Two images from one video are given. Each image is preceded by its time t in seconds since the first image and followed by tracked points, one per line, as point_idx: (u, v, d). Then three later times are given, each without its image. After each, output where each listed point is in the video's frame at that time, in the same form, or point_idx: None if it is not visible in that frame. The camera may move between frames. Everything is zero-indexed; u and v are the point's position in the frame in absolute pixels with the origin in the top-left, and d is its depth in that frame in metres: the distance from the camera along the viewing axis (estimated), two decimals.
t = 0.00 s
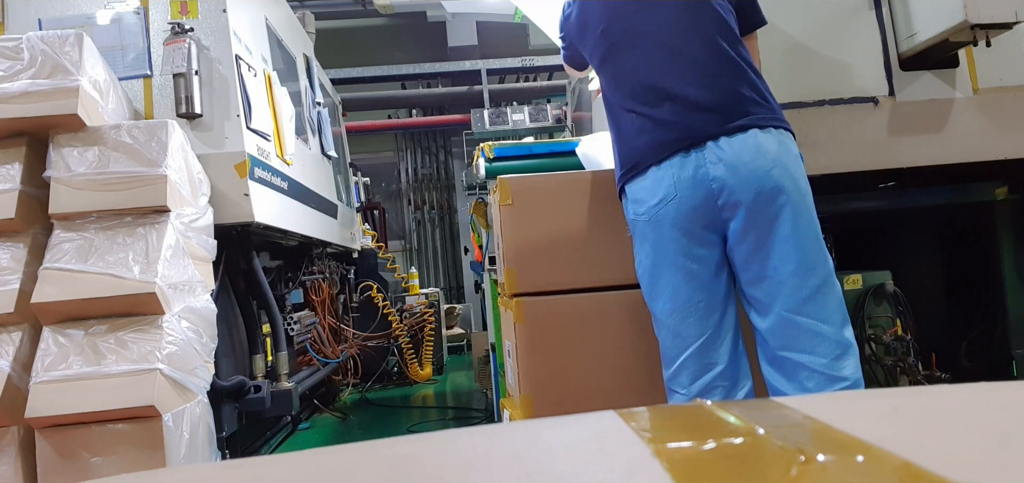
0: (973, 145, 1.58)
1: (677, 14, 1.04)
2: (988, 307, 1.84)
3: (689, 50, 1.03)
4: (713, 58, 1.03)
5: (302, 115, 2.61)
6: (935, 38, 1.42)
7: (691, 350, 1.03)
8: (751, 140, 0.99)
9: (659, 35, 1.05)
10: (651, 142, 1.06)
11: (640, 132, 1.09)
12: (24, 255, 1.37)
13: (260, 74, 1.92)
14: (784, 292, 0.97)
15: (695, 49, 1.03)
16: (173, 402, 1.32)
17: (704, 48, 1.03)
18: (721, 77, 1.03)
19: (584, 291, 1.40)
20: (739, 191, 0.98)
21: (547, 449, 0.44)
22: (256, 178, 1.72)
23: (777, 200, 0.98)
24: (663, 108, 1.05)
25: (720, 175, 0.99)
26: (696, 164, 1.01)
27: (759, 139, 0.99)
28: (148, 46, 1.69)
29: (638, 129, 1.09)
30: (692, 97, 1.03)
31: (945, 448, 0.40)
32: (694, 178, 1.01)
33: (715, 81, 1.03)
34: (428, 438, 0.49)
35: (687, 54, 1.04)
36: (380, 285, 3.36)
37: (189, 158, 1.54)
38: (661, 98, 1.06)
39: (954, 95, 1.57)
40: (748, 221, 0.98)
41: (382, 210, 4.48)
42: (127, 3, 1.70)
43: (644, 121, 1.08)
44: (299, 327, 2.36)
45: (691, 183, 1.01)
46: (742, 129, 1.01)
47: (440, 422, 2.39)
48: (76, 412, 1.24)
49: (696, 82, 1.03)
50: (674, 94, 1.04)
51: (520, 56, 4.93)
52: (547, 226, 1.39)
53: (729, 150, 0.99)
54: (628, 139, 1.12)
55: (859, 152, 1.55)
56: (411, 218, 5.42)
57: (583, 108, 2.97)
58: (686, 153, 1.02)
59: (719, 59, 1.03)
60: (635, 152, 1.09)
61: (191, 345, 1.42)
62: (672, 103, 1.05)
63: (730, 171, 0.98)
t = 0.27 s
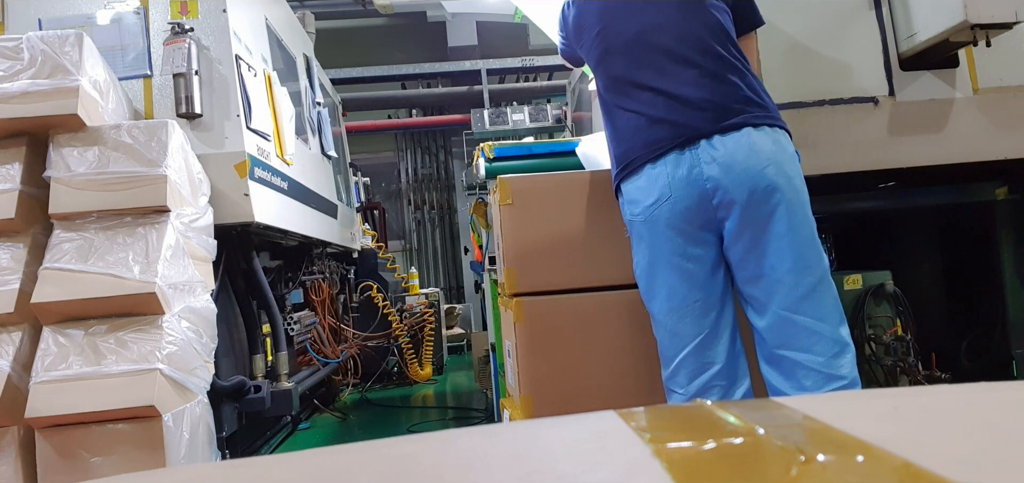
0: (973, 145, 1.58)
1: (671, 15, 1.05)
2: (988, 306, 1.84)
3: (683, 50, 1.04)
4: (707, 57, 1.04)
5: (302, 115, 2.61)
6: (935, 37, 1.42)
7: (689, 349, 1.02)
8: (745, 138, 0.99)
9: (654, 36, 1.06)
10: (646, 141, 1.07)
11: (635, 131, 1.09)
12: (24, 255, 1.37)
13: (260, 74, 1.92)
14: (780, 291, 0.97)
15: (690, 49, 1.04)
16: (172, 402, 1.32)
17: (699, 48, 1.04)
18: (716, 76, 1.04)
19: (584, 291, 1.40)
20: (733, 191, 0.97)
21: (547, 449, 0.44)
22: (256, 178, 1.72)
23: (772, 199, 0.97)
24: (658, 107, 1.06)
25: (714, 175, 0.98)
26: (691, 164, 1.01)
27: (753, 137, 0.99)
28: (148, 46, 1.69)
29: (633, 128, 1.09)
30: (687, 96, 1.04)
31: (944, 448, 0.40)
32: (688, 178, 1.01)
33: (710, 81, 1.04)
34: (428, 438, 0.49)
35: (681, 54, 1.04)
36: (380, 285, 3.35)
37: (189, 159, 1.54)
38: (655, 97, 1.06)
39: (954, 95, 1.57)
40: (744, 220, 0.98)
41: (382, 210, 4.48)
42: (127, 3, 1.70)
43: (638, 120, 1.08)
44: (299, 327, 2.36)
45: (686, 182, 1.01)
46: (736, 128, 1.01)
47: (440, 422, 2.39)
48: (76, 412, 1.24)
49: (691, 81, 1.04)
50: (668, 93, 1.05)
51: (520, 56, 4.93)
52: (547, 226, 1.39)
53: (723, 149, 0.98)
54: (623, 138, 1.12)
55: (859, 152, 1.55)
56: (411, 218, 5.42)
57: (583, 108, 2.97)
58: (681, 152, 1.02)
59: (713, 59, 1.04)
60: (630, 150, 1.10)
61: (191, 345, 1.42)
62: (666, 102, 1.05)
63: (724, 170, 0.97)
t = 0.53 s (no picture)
0: (973, 145, 1.58)
1: (675, 15, 1.02)
2: (988, 306, 1.84)
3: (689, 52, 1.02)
4: (713, 60, 1.02)
5: (302, 115, 2.61)
6: (935, 38, 1.42)
7: (687, 350, 1.02)
8: (747, 141, 0.99)
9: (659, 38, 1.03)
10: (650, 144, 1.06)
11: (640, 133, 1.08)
12: (24, 255, 1.37)
13: (260, 74, 1.92)
14: (778, 293, 0.97)
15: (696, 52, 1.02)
16: (173, 402, 1.32)
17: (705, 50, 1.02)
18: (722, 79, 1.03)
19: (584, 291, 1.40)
20: (734, 192, 0.98)
21: (547, 449, 0.43)
22: (256, 178, 1.72)
23: (772, 201, 0.98)
24: (664, 109, 1.05)
25: (715, 176, 0.99)
26: (692, 165, 1.01)
27: (754, 140, 0.99)
28: (148, 46, 1.69)
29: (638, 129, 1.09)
30: (693, 100, 1.03)
31: (944, 448, 0.40)
32: (689, 179, 1.01)
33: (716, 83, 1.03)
34: (428, 438, 0.49)
35: (687, 57, 1.03)
36: (380, 286, 3.35)
37: (189, 159, 1.54)
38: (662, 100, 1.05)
39: (954, 95, 1.57)
40: (744, 222, 0.98)
41: (382, 210, 4.48)
42: (127, 3, 1.70)
43: (644, 122, 1.08)
44: (299, 327, 2.36)
45: (687, 183, 1.01)
46: (740, 131, 1.01)
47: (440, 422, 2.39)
48: (76, 412, 1.24)
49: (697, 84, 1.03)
50: (674, 96, 1.04)
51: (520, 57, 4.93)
52: (547, 226, 1.38)
53: (725, 151, 0.99)
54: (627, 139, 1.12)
55: (859, 152, 1.55)
56: (411, 218, 5.42)
57: (583, 108, 2.97)
58: (683, 153, 1.02)
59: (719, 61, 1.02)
60: (634, 152, 1.09)
61: (191, 345, 1.42)
62: (672, 105, 1.04)
63: (725, 171, 0.98)
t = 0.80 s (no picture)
0: (972, 145, 1.58)
1: (691, 13, 1.04)
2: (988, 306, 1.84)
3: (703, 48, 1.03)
4: (725, 61, 1.03)
5: (302, 115, 2.61)
6: (935, 38, 1.42)
7: (691, 351, 1.02)
8: (757, 145, 1.00)
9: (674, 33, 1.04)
10: (659, 141, 1.05)
11: (649, 130, 1.07)
12: (24, 255, 1.37)
13: (260, 74, 1.92)
14: (784, 296, 0.98)
15: (709, 49, 1.03)
16: (173, 402, 1.32)
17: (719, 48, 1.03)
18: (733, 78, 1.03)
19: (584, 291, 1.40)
20: (745, 194, 0.98)
21: (547, 449, 0.43)
22: (256, 178, 1.72)
23: (782, 204, 0.98)
24: (674, 106, 1.04)
25: (727, 177, 0.99)
26: (703, 166, 1.01)
27: (767, 143, 1.00)
28: (148, 46, 1.69)
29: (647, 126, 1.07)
30: (704, 98, 1.03)
31: (944, 448, 0.40)
32: (700, 179, 1.01)
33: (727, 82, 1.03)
34: (428, 438, 0.49)
35: (699, 54, 1.03)
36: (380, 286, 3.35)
37: (189, 159, 1.54)
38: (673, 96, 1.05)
39: (954, 95, 1.57)
40: (753, 224, 0.98)
41: (382, 210, 4.48)
42: (127, 3, 1.70)
43: (653, 119, 1.07)
44: (299, 327, 2.36)
45: (696, 184, 1.00)
46: (753, 134, 1.01)
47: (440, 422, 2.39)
48: (76, 412, 1.24)
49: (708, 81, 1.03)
50: (685, 92, 1.04)
51: (520, 57, 4.93)
52: (547, 226, 1.38)
53: (736, 153, 0.99)
54: (634, 137, 1.10)
55: (859, 152, 1.56)
56: (411, 218, 5.42)
57: (583, 108, 2.97)
58: (694, 153, 1.02)
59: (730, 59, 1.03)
60: (643, 149, 1.08)
61: (191, 345, 1.42)
62: (683, 102, 1.04)
63: (736, 173, 0.98)
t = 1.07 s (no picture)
0: (972, 145, 1.58)
1: (705, 11, 1.03)
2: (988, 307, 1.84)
3: (715, 49, 1.03)
4: (738, 63, 1.04)
5: (302, 115, 2.61)
6: (935, 38, 1.42)
7: (692, 352, 1.02)
8: (768, 152, 1.01)
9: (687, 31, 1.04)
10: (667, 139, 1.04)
11: (657, 128, 1.06)
12: (24, 255, 1.37)
13: (260, 74, 1.92)
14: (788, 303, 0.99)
15: (722, 50, 1.03)
16: (172, 402, 1.32)
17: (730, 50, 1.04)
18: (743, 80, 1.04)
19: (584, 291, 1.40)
20: (756, 199, 0.99)
21: (547, 449, 0.43)
22: (256, 178, 1.72)
23: (791, 211, 0.99)
24: (685, 106, 1.04)
25: (739, 182, 1.00)
26: (714, 168, 1.01)
27: (778, 150, 1.01)
28: (148, 46, 1.69)
29: (655, 123, 1.07)
30: (715, 99, 1.03)
31: (944, 449, 0.40)
32: (711, 182, 1.00)
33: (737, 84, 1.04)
34: (428, 438, 0.49)
35: (712, 54, 1.03)
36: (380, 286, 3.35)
37: (189, 159, 1.54)
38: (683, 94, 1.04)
39: (954, 95, 1.57)
40: (762, 230, 0.99)
41: (382, 210, 4.48)
42: (127, 3, 1.70)
43: (662, 117, 1.06)
44: (299, 327, 2.36)
45: (707, 186, 1.00)
46: (766, 140, 1.02)
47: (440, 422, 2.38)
48: (76, 412, 1.24)
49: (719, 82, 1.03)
50: (696, 92, 1.03)
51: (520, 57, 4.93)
52: (547, 227, 1.38)
53: (747, 158, 1.00)
54: (640, 134, 1.09)
55: (859, 152, 1.56)
56: (411, 218, 5.42)
57: (583, 108, 2.97)
58: (705, 155, 1.02)
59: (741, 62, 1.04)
60: (650, 147, 1.07)
61: (191, 345, 1.42)
62: (694, 101, 1.04)
63: (748, 178, 0.99)
